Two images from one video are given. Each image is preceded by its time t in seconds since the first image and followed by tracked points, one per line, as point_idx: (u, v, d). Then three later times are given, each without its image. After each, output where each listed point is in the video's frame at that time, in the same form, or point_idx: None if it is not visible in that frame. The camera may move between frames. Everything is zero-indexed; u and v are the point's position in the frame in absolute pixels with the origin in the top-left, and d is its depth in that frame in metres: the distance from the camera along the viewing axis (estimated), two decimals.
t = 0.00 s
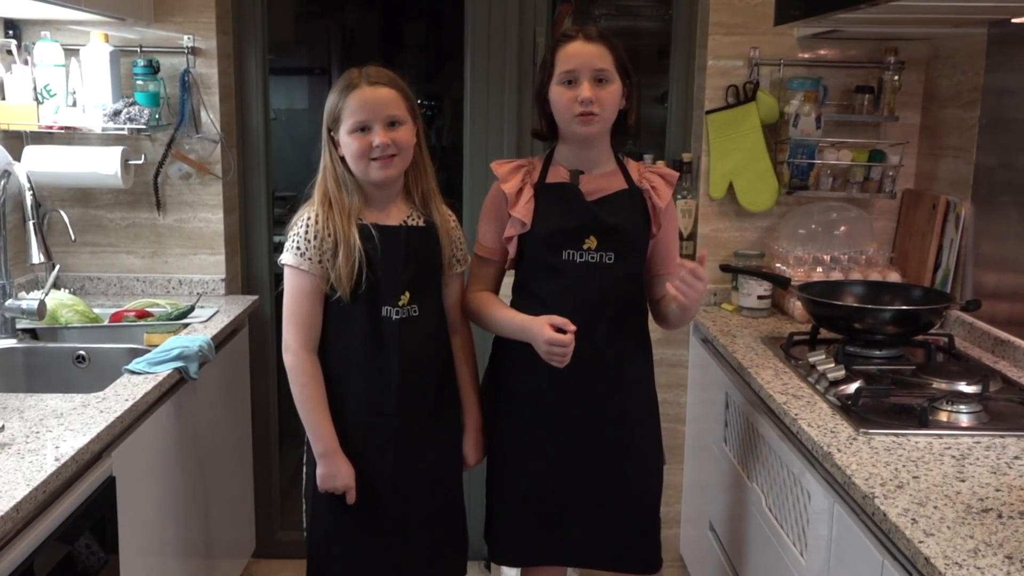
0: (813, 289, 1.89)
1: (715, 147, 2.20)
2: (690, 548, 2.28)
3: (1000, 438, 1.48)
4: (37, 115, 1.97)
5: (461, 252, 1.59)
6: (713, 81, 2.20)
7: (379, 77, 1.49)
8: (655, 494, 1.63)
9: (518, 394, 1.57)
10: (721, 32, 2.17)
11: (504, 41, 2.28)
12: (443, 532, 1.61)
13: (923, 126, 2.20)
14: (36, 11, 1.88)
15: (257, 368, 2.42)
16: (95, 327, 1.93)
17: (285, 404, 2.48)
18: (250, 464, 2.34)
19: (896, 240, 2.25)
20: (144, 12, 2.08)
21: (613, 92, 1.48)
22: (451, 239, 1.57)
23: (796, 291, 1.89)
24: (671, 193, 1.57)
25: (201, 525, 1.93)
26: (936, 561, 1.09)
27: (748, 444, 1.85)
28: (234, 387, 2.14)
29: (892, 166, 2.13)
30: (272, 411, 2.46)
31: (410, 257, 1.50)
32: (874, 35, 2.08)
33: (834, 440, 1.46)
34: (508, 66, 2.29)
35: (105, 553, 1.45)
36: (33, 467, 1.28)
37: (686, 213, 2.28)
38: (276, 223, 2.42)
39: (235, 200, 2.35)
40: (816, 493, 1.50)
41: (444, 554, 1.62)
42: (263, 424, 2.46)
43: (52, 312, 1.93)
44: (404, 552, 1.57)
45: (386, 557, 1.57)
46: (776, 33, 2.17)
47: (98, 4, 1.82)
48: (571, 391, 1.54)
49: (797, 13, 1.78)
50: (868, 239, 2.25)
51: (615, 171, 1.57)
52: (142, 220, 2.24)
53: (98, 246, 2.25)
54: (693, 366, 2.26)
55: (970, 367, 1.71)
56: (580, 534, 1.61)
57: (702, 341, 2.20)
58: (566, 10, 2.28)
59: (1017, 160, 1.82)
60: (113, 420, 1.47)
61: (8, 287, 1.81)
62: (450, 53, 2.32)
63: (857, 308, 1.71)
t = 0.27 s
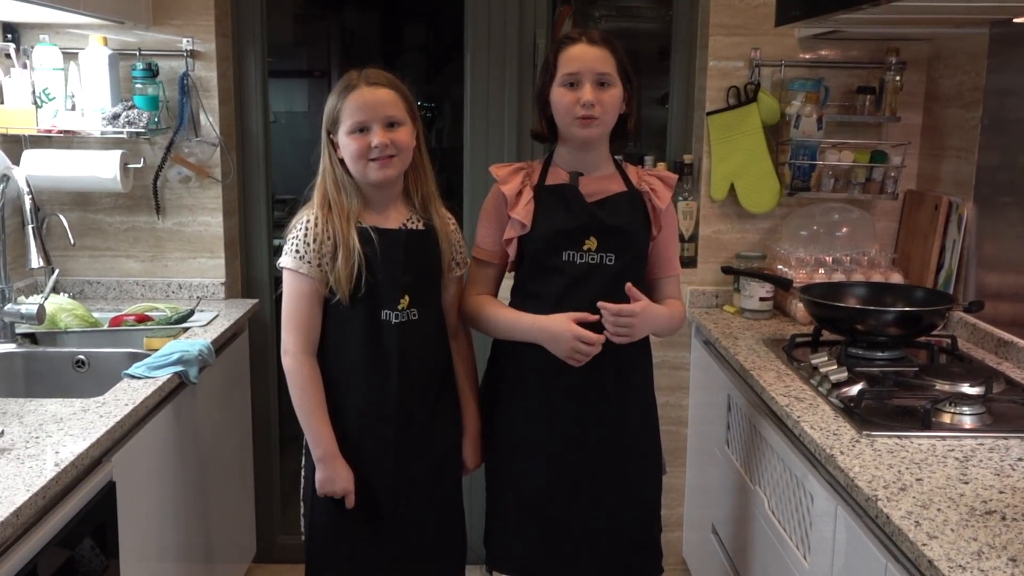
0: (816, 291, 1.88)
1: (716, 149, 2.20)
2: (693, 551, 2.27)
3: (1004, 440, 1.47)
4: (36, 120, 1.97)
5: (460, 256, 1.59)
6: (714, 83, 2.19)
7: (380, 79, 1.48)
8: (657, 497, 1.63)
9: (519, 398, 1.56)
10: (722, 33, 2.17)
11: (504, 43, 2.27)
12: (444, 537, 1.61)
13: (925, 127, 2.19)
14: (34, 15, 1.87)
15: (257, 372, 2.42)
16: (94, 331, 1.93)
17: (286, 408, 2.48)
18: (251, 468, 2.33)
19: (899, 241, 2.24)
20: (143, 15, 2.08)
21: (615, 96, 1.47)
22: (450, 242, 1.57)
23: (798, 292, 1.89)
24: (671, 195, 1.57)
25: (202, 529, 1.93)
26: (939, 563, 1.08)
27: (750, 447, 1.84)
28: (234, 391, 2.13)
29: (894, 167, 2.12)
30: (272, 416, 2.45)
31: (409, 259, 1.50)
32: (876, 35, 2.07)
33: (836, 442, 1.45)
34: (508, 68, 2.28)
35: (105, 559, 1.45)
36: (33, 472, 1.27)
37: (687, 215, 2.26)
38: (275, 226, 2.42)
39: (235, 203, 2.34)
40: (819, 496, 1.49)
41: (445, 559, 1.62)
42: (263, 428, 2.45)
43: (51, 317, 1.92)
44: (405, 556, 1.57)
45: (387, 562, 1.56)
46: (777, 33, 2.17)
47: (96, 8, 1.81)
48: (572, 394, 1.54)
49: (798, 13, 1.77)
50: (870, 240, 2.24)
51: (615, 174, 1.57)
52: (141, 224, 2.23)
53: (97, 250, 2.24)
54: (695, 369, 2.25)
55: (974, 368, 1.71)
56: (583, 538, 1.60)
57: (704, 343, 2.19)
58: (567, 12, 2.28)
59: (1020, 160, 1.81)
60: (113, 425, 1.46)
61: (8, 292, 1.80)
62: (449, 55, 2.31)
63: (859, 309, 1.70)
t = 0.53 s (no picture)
0: (818, 293, 1.87)
1: (718, 152, 2.19)
2: (695, 555, 2.26)
3: (1007, 444, 1.46)
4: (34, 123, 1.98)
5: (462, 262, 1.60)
6: (716, 85, 2.19)
7: (385, 82, 1.48)
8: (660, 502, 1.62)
9: (521, 401, 1.55)
10: (724, 34, 2.16)
11: (504, 45, 2.26)
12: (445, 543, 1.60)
13: (928, 128, 2.19)
14: (34, 18, 1.87)
15: (256, 376, 2.41)
16: (94, 335, 1.92)
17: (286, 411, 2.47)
18: (251, 473, 2.32)
19: (901, 243, 2.23)
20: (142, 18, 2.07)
21: (614, 99, 1.46)
22: (451, 246, 1.56)
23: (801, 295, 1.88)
24: (670, 198, 1.56)
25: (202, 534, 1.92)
26: (943, 568, 1.07)
27: (753, 450, 1.84)
28: (234, 395, 2.13)
29: (896, 169, 2.11)
30: (272, 420, 2.44)
31: (410, 263, 1.49)
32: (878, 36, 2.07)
33: (839, 446, 1.45)
34: (508, 70, 2.27)
35: (105, 564, 1.44)
36: (32, 477, 1.26)
37: (689, 217, 2.25)
38: (275, 229, 2.41)
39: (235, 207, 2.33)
40: (822, 500, 1.48)
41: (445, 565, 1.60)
42: (263, 433, 2.44)
43: (51, 321, 1.91)
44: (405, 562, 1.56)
45: (388, 567, 1.55)
46: (779, 35, 2.16)
47: (94, 11, 1.81)
48: (573, 398, 1.53)
49: (800, 15, 1.77)
50: (873, 242, 2.23)
51: (613, 178, 1.57)
52: (141, 228, 2.23)
53: (97, 253, 2.24)
54: (697, 372, 2.25)
55: (977, 371, 1.70)
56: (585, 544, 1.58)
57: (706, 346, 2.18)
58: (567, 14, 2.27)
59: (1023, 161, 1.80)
60: (113, 429, 1.46)
61: (7, 296, 1.79)
62: (450, 57, 2.31)
63: (862, 312, 1.69)
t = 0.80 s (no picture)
0: (820, 296, 1.87)
1: (718, 154, 2.18)
2: (697, 560, 2.25)
3: (1011, 447, 1.45)
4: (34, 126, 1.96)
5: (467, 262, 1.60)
6: (717, 87, 2.18)
7: (398, 87, 1.48)
8: (662, 507, 1.61)
9: (522, 406, 1.54)
10: (725, 36, 2.15)
11: (505, 47, 2.26)
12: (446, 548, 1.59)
13: (930, 130, 2.18)
14: (33, 21, 1.86)
15: (256, 380, 2.40)
16: (92, 339, 1.91)
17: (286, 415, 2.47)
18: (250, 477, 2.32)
19: (903, 245, 2.22)
20: (141, 20, 2.07)
21: (606, 98, 1.46)
22: (454, 250, 1.56)
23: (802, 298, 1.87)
24: (666, 194, 1.56)
25: (202, 538, 1.91)
26: (946, 573, 1.06)
27: (755, 454, 1.83)
28: (233, 399, 2.12)
29: (898, 171, 2.11)
30: (272, 424, 2.43)
31: (413, 267, 1.48)
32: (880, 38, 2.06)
33: (841, 450, 1.44)
34: (508, 72, 2.27)
35: (104, 570, 1.43)
36: (31, 482, 1.26)
37: (689, 220, 2.24)
38: (275, 233, 2.40)
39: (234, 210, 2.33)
40: (824, 504, 1.47)
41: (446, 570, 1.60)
42: (263, 437, 2.43)
43: (50, 325, 1.91)
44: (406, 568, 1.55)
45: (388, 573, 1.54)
46: (780, 37, 2.15)
47: (92, 14, 1.80)
48: (574, 403, 1.52)
49: (802, 16, 1.76)
50: (875, 244, 2.22)
51: (607, 177, 1.56)
52: (140, 231, 2.22)
53: (96, 257, 2.23)
54: (698, 375, 2.24)
55: (980, 374, 1.69)
56: (586, 550, 1.57)
57: (707, 349, 2.18)
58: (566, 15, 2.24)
59: None
60: (112, 434, 1.45)
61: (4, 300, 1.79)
62: (450, 60, 2.30)
63: (864, 315, 1.69)
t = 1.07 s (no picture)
0: (821, 297, 1.86)
1: (719, 154, 2.17)
2: (699, 562, 2.25)
3: (1014, 448, 1.45)
4: (31, 128, 1.98)
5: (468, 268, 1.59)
6: (717, 86, 2.17)
7: (418, 92, 1.48)
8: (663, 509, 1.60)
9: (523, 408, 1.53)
10: (726, 36, 2.15)
11: (504, 47, 2.25)
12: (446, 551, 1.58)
13: (933, 130, 2.17)
14: (30, 22, 1.86)
15: (255, 382, 2.39)
16: (90, 341, 1.90)
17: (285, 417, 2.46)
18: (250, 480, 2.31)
19: (906, 246, 2.22)
20: (139, 21, 2.06)
21: (597, 90, 1.45)
22: (457, 254, 1.55)
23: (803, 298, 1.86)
24: (664, 189, 1.54)
25: (201, 541, 1.90)
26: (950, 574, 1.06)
27: (757, 455, 1.82)
28: (232, 401, 2.11)
29: (900, 170, 2.10)
30: (272, 426, 2.43)
31: (414, 268, 1.47)
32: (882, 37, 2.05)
33: (843, 450, 1.43)
34: (508, 72, 2.26)
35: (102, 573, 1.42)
36: (29, 484, 1.25)
37: (691, 220, 2.23)
38: (274, 234, 2.39)
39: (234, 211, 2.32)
40: (826, 505, 1.46)
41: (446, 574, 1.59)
42: (262, 439, 2.42)
43: (48, 327, 1.91)
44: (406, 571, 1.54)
45: None
46: (781, 36, 2.15)
47: (91, 14, 1.79)
48: (575, 404, 1.51)
49: (803, 15, 1.75)
50: (877, 245, 2.21)
51: (603, 174, 1.55)
52: (138, 233, 2.21)
53: (94, 259, 2.22)
54: (700, 376, 2.23)
55: (982, 374, 1.68)
56: (587, 552, 1.56)
57: (708, 350, 2.17)
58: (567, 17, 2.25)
59: None
60: (110, 436, 1.44)
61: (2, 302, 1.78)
62: (450, 60, 2.29)
63: (866, 315, 1.68)
